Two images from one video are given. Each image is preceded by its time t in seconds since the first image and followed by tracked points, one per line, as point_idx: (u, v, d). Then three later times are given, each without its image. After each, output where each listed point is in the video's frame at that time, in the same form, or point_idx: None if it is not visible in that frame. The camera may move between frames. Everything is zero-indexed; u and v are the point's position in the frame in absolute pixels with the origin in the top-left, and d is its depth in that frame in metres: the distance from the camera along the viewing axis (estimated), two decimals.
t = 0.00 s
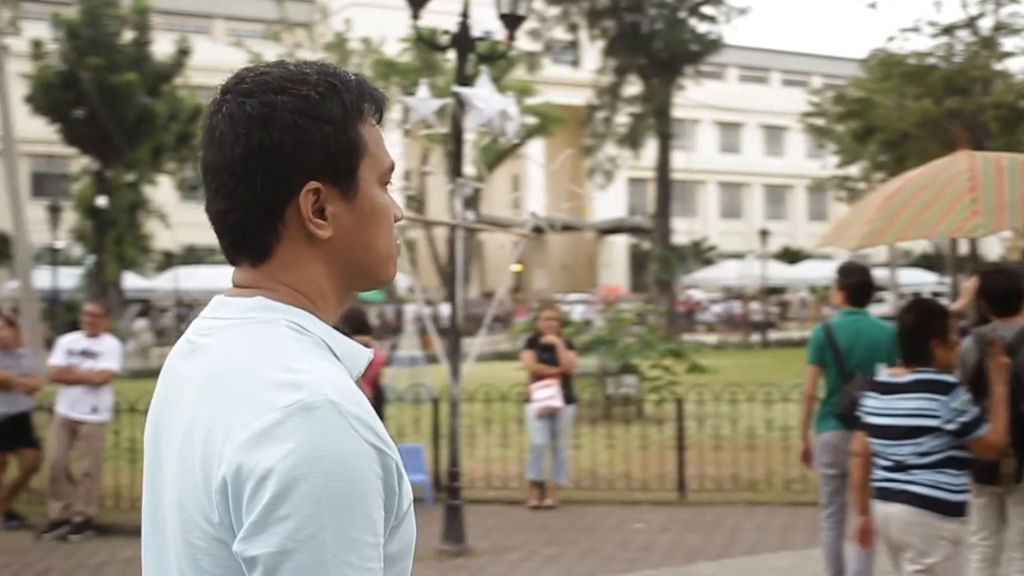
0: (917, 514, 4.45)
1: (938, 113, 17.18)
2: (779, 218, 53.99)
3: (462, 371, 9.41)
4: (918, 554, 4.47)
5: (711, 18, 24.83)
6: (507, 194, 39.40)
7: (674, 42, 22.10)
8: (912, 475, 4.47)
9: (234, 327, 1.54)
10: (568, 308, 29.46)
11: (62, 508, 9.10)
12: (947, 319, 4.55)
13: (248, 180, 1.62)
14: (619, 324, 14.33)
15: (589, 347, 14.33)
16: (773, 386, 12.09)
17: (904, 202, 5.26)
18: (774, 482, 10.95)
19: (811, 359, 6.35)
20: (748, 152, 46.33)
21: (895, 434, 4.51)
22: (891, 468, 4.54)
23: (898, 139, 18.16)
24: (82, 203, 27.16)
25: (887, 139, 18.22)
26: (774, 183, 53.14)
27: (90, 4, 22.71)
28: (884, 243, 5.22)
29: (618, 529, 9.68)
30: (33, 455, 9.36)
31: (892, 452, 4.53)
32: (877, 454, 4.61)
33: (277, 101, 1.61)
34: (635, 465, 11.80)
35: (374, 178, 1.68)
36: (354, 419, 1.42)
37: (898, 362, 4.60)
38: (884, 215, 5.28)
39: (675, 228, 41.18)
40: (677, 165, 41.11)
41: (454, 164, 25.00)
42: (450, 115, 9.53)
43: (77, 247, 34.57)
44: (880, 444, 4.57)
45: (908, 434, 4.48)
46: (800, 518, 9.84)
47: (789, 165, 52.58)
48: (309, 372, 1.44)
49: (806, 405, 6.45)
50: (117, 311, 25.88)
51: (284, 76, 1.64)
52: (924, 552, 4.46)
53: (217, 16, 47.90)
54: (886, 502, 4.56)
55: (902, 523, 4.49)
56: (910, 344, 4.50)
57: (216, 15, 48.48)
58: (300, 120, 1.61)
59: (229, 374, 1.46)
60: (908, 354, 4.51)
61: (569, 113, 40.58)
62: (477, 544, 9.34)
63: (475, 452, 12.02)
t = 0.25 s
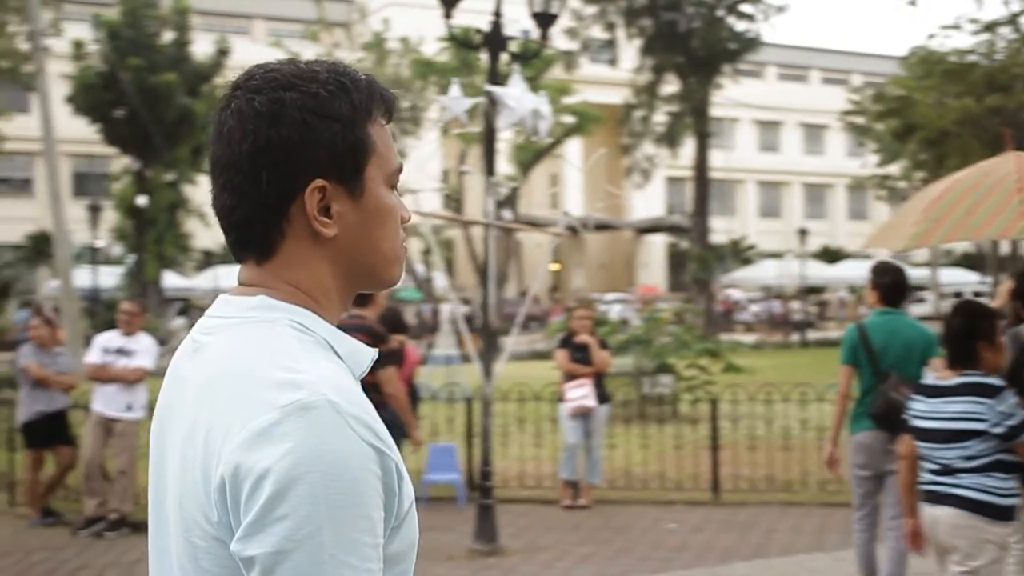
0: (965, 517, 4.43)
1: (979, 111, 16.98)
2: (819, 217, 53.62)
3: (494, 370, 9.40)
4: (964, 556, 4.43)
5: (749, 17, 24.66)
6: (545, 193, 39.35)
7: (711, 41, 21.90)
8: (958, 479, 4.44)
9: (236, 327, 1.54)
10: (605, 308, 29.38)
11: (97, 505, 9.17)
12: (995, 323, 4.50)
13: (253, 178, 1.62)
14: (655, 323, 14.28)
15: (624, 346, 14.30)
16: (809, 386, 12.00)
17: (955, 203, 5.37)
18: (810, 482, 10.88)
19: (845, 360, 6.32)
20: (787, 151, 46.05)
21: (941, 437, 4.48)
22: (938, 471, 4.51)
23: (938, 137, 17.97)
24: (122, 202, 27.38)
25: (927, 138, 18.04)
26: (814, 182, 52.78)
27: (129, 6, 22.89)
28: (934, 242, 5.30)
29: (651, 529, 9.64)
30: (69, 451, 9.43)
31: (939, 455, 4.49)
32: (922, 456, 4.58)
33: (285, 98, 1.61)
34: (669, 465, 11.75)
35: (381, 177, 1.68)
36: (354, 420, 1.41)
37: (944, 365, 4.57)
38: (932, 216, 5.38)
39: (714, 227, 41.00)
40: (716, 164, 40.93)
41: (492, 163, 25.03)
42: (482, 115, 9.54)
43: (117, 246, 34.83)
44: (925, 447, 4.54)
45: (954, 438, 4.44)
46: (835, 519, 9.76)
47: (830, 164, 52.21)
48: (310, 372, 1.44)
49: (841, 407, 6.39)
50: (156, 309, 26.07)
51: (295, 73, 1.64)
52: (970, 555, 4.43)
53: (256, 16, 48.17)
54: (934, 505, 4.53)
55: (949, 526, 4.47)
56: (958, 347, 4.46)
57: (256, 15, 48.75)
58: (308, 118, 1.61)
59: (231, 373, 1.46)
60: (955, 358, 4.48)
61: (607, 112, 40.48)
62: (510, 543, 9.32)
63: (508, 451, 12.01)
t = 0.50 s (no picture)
0: (1014, 519, 4.45)
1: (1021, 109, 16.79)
2: (860, 216, 53.27)
3: (527, 368, 9.39)
4: (1013, 558, 4.44)
5: (789, 15, 24.50)
6: (584, 192, 39.33)
7: (750, 38, 21.80)
8: (1009, 482, 4.48)
9: (236, 328, 1.54)
10: (644, 307, 29.29)
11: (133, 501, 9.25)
12: None
13: (261, 172, 1.62)
14: (692, 322, 14.25)
15: (660, 346, 14.24)
16: (845, 386, 11.92)
17: (1000, 206, 5.42)
18: (845, 483, 10.80)
19: (878, 359, 6.22)
20: (828, 150, 45.76)
21: (989, 441, 4.53)
22: (988, 474, 4.54)
23: (979, 135, 17.79)
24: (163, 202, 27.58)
25: (968, 136, 17.85)
26: (855, 181, 52.40)
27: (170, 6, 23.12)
28: (980, 242, 5.33)
29: (686, 529, 9.60)
30: (105, 449, 9.51)
31: (989, 458, 4.52)
32: (972, 459, 4.61)
33: (299, 93, 1.61)
34: (704, 464, 11.70)
35: (390, 180, 1.68)
36: (352, 419, 1.41)
37: (992, 368, 4.62)
38: (979, 219, 5.43)
39: (753, 226, 40.80)
40: (755, 162, 40.73)
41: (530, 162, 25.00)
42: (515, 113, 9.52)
43: (158, 245, 35.07)
44: (975, 450, 4.58)
45: (1003, 441, 4.49)
46: (871, 520, 9.69)
47: (871, 162, 51.83)
48: (309, 371, 1.44)
49: (874, 407, 6.31)
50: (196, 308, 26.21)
51: (310, 70, 1.64)
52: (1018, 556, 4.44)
53: (296, 17, 48.43)
54: (984, 507, 4.53)
55: (999, 528, 4.48)
56: (1004, 349, 4.55)
57: (294, 16, 48.96)
58: (320, 115, 1.61)
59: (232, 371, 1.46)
60: (1001, 361, 4.56)
61: (646, 112, 40.37)
62: (543, 542, 9.31)
63: (543, 450, 11.99)
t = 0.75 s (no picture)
0: None
1: None
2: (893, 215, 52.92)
3: (552, 369, 9.38)
4: None
5: (819, 13, 24.34)
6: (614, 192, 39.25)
7: (781, 36, 21.68)
8: None
9: (240, 326, 1.54)
10: (673, 307, 29.21)
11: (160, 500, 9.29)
12: None
13: (271, 169, 1.62)
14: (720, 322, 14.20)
15: (688, 346, 14.21)
16: (874, 386, 11.85)
17: None
18: (873, 483, 10.74)
19: (905, 359, 6.15)
20: (860, 149, 45.49)
21: None
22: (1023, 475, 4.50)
23: (1012, 134, 17.63)
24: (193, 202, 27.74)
25: (1001, 134, 17.70)
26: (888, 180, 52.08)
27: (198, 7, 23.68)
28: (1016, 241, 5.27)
29: (712, 529, 9.57)
30: (133, 447, 9.56)
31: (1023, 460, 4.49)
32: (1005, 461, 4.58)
33: (314, 92, 1.61)
34: (730, 465, 11.66)
35: (399, 184, 1.68)
36: (351, 420, 1.41)
37: None
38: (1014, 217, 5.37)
39: (784, 225, 40.62)
40: (786, 162, 40.54)
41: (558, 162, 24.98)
42: (540, 112, 9.51)
43: (189, 245, 35.26)
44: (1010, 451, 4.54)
45: None
46: (898, 522, 9.62)
47: (904, 161, 51.49)
48: (311, 372, 1.44)
49: (900, 408, 6.23)
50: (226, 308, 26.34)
51: (326, 68, 1.64)
52: None
53: (326, 18, 48.58)
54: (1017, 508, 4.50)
55: None
56: None
57: (326, 16, 49.13)
58: (334, 113, 1.61)
59: (235, 371, 1.46)
60: None
61: (676, 111, 40.27)
62: (568, 542, 9.30)
63: (569, 450, 11.97)
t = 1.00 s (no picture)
0: None
1: None
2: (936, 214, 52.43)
3: (585, 368, 9.37)
4: None
5: (859, 10, 24.13)
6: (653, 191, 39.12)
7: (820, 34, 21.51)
8: None
9: (243, 325, 1.55)
10: (712, 306, 29.08)
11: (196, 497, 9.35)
12: None
13: (286, 163, 1.63)
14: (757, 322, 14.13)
15: (725, 345, 14.15)
16: (912, 387, 11.74)
17: None
18: (910, 484, 10.64)
19: (939, 358, 6.08)
20: (901, 147, 45.11)
21: None
22: None
23: None
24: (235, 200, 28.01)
25: None
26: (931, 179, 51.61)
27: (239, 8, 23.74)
28: None
29: (747, 530, 9.51)
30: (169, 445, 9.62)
31: None
32: None
33: (337, 90, 1.62)
34: (767, 465, 11.60)
35: (411, 191, 1.70)
36: (348, 418, 1.41)
37: None
38: None
39: (824, 224, 40.34)
40: (827, 160, 40.26)
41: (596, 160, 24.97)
42: (574, 111, 9.50)
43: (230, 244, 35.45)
44: None
45: None
46: (936, 523, 9.53)
47: (947, 159, 51.01)
48: (312, 372, 1.44)
49: (935, 408, 6.15)
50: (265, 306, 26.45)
51: (352, 71, 1.66)
52: None
53: (366, 18, 48.74)
54: None
55: None
56: None
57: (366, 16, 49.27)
58: (354, 114, 1.62)
59: (239, 371, 1.46)
60: None
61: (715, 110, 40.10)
62: (601, 542, 9.26)
63: (604, 450, 11.93)
